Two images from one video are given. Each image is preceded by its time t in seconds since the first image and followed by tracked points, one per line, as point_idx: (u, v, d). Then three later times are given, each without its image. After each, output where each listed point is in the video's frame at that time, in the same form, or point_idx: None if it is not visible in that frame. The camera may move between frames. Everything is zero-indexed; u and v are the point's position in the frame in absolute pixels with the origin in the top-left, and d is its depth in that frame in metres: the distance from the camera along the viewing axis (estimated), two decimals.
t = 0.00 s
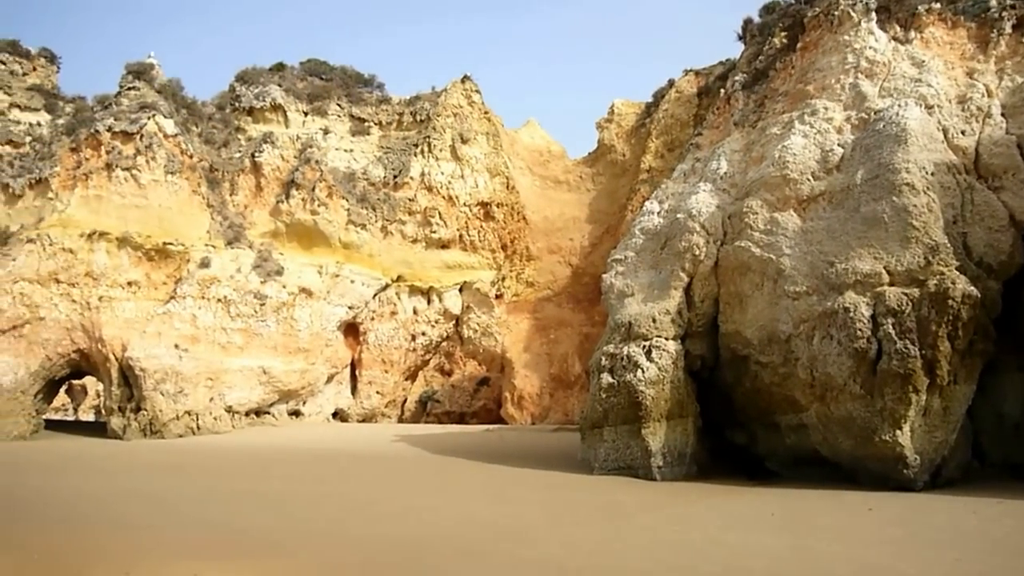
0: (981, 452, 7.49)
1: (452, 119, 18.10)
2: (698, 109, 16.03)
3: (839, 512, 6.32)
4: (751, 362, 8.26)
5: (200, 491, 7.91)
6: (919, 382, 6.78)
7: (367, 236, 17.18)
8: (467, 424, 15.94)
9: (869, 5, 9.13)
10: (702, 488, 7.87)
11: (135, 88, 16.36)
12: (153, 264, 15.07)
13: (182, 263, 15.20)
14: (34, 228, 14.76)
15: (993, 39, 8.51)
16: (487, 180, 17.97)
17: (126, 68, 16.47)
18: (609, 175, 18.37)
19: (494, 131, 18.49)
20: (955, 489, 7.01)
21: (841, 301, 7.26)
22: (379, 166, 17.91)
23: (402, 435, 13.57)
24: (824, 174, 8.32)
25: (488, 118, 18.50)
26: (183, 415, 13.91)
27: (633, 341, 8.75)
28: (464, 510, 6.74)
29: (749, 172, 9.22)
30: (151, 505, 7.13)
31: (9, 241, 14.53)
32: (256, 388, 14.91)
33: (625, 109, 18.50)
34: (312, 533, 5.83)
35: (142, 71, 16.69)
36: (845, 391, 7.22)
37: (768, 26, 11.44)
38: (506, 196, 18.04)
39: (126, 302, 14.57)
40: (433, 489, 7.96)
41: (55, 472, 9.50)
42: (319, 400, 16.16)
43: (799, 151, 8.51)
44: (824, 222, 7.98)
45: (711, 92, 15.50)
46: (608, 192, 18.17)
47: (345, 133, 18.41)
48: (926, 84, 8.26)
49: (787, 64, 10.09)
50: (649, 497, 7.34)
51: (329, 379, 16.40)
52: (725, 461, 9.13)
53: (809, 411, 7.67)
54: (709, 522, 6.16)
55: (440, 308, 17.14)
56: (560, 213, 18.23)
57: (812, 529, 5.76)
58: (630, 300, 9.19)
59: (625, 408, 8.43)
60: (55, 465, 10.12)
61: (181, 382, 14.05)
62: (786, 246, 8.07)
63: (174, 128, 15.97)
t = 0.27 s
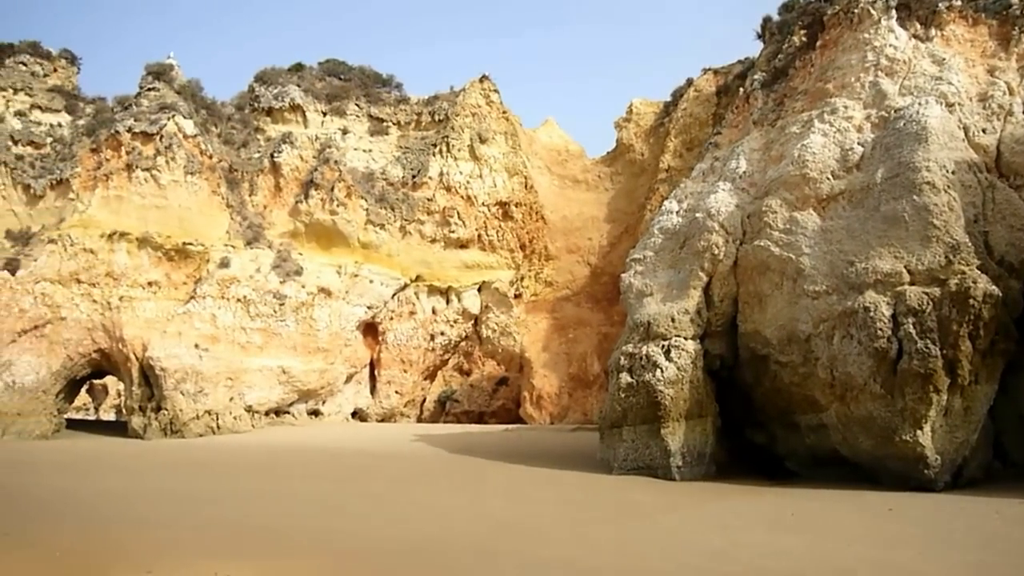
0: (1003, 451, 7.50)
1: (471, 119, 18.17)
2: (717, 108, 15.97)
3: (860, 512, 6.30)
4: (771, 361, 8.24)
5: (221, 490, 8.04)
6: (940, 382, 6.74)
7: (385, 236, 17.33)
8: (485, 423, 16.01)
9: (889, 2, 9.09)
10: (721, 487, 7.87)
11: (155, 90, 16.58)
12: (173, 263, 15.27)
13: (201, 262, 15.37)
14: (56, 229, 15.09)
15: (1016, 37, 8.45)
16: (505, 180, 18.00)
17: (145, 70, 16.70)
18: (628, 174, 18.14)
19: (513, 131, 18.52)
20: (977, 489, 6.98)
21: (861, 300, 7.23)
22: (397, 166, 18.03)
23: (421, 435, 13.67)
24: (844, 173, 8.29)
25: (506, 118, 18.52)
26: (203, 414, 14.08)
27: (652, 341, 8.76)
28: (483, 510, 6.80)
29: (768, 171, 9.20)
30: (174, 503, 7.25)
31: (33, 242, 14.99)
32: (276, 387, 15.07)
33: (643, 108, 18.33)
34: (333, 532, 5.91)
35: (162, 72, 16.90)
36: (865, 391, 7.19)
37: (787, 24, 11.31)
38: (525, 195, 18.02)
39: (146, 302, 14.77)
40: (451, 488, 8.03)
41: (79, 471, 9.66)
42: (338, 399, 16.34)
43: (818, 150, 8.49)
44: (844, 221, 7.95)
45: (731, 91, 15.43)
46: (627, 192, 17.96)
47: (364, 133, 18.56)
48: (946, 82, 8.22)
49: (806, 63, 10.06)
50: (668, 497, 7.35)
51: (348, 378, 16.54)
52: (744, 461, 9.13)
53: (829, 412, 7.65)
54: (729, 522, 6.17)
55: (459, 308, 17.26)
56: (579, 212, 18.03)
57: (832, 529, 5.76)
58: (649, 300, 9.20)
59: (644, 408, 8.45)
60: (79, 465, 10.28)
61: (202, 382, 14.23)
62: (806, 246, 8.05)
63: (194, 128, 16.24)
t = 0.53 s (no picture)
0: None
1: (489, 119, 18.20)
2: (737, 107, 15.86)
3: (882, 514, 6.26)
4: (792, 362, 8.19)
5: (243, 488, 8.13)
6: (963, 384, 6.67)
7: (405, 236, 17.45)
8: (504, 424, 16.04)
9: None
10: (741, 489, 7.85)
11: (176, 91, 16.74)
12: (194, 264, 15.41)
13: (222, 263, 15.53)
14: (80, 230, 15.31)
15: None
16: (524, 180, 18.01)
17: (167, 72, 16.88)
18: (647, 174, 18.03)
19: (531, 131, 18.51)
20: (1001, 492, 6.91)
21: (883, 301, 7.17)
22: (416, 167, 18.13)
23: (440, 435, 13.74)
24: (866, 172, 8.21)
25: (525, 118, 18.53)
26: (224, 413, 14.23)
27: (672, 341, 8.74)
28: (503, 510, 6.83)
29: (789, 171, 9.14)
30: (197, 501, 7.34)
31: (57, 242, 15.35)
32: (296, 387, 15.19)
33: (662, 107, 18.21)
34: (353, 531, 5.97)
35: (183, 74, 17.11)
36: (887, 392, 7.13)
37: (807, 22, 11.18)
38: (544, 196, 17.96)
39: (168, 302, 14.93)
40: (470, 488, 8.06)
41: (104, 470, 9.80)
42: (358, 399, 16.46)
43: (839, 149, 8.42)
44: (865, 221, 7.88)
45: (751, 90, 15.32)
46: (646, 192, 17.86)
47: (383, 134, 18.64)
48: (970, 80, 8.13)
49: (826, 61, 9.98)
50: (688, 498, 7.34)
51: (367, 378, 16.64)
52: (765, 463, 9.07)
53: (850, 413, 7.60)
54: (749, 523, 6.16)
55: (478, 308, 17.28)
56: (598, 213, 17.96)
57: (854, 532, 5.72)
58: (668, 300, 9.18)
59: (664, 409, 8.44)
60: (103, 463, 10.44)
61: (223, 381, 14.36)
62: (827, 245, 7.99)
63: (214, 130, 16.32)
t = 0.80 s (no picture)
0: None
1: (509, 119, 18.24)
2: (758, 106, 15.76)
3: (906, 517, 6.21)
4: (814, 363, 8.15)
5: (265, 488, 8.22)
6: (988, 385, 6.60)
7: (425, 236, 17.57)
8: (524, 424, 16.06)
9: None
10: (762, 490, 7.82)
11: (198, 93, 16.96)
12: (216, 264, 15.60)
13: (244, 263, 15.69)
14: (104, 231, 15.47)
15: None
16: (543, 180, 18.03)
17: (189, 74, 17.08)
18: (667, 174, 17.95)
19: (551, 131, 18.53)
20: None
21: (906, 301, 7.11)
22: (436, 167, 18.22)
23: (460, 435, 13.78)
24: (888, 171, 8.14)
25: (544, 118, 18.54)
26: (246, 413, 14.35)
27: (692, 342, 8.73)
28: (523, 510, 6.86)
29: (811, 170, 9.08)
30: (220, 500, 7.44)
31: (83, 243, 15.49)
32: (316, 386, 15.32)
33: (682, 107, 18.12)
34: (374, 530, 6.02)
35: (205, 77, 17.29)
36: (911, 393, 7.07)
37: (828, 20, 11.09)
38: (564, 196, 17.98)
39: (190, 302, 15.09)
40: (490, 488, 8.10)
41: (127, 468, 9.93)
42: (378, 399, 16.58)
43: (862, 148, 8.37)
44: (888, 221, 7.82)
45: (772, 89, 15.22)
46: (666, 191, 17.79)
47: (403, 134, 18.74)
48: (995, 77, 8.04)
49: (848, 60, 9.91)
50: (709, 499, 7.32)
51: (388, 378, 16.74)
52: (788, 465, 8.99)
53: (873, 414, 7.55)
54: (771, 525, 6.13)
55: (498, 308, 17.33)
56: (618, 213, 17.94)
57: (877, 534, 5.69)
58: (689, 301, 9.16)
59: (684, 410, 8.43)
60: (126, 462, 10.58)
61: (244, 381, 14.48)
62: (849, 245, 7.94)
63: (236, 131, 16.53)
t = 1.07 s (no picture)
0: None
1: (533, 119, 18.28)
2: (784, 104, 15.64)
3: (936, 517, 6.16)
4: (841, 362, 8.11)
5: (293, 487, 8.34)
6: (1020, 385, 6.54)
7: (450, 236, 17.68)
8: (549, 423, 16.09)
9: None
10: (789, 490, 7.79)
11: (226, 95, 17.22)
12: (243, 265, 15.84)
13: (271, 263, 15.88)
14: (133, 232, 15.80)
15: None
16: (568, 179, 18.05)
17: (217, 76, 17.32)
18: (692, 173, 17.89)
19: (576, 131, 18.54)
20: None
21: (935, 299, 7.06)
22: (461, 167, 18.32)
23: (485, 434, 13.84)
24: (917, 168, 8.07)
25: (569, 118, 18.56)
26: (272, 412, 14.54)
27: (718, 341, 8.72)
28: (549, 510, 6.90)
29: (838, 168, 9.02)
30: (249, 499, 7.57)
31: (111, 245, 15.86)
32: (342, 386, 15.48)
33: (707, 105, 18.02)
34: (401, 529, 6.11)
35: (232, 78, 17.52)
36: (940, 393, 7.01)
37: (855, 17, 10.98)
38: (588, 195, 18.01)
39: (218, 302, 15.37)
40: (516, 488, 8.16)
41: (157, 466, 10.13)
42: (404, 399, 16.70)
43: (890, 146, 8.30)
44: (917, 219, 7.75)
45: (798, 86, 15.09)
46: (691, 190, 17.72)
47: (428, 134, 18.86)
48: None
49: (876, 56, 9.83)
50: (735, 499, 7.31)
51: (413, 378, 16.86)
52: (816, 466, 8.92)
53: (902, 414, 7.50)
54: (798, 525, 6.12)
55: (522, 308, 17.34)
56: (643, 212, 17.91)
57: (906, 535, 5.65)
58: (715, 300, 9.14)
59: (710, 409, 8.43)
60: (157, 461, 10.80)
61: (271, 381, 14.69)
62: (877, 244, 7.88)
63: (262, 132, 16.77)
